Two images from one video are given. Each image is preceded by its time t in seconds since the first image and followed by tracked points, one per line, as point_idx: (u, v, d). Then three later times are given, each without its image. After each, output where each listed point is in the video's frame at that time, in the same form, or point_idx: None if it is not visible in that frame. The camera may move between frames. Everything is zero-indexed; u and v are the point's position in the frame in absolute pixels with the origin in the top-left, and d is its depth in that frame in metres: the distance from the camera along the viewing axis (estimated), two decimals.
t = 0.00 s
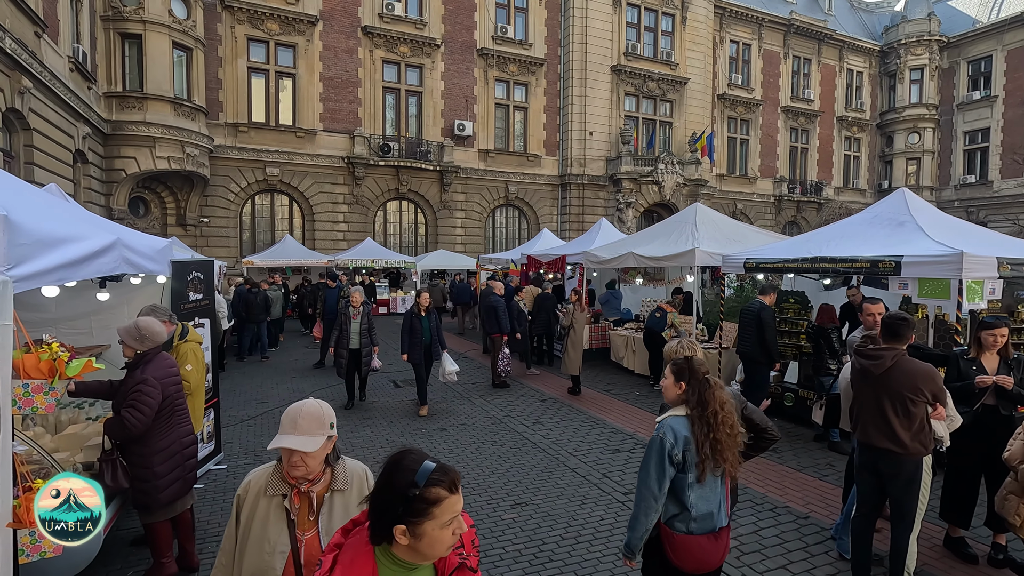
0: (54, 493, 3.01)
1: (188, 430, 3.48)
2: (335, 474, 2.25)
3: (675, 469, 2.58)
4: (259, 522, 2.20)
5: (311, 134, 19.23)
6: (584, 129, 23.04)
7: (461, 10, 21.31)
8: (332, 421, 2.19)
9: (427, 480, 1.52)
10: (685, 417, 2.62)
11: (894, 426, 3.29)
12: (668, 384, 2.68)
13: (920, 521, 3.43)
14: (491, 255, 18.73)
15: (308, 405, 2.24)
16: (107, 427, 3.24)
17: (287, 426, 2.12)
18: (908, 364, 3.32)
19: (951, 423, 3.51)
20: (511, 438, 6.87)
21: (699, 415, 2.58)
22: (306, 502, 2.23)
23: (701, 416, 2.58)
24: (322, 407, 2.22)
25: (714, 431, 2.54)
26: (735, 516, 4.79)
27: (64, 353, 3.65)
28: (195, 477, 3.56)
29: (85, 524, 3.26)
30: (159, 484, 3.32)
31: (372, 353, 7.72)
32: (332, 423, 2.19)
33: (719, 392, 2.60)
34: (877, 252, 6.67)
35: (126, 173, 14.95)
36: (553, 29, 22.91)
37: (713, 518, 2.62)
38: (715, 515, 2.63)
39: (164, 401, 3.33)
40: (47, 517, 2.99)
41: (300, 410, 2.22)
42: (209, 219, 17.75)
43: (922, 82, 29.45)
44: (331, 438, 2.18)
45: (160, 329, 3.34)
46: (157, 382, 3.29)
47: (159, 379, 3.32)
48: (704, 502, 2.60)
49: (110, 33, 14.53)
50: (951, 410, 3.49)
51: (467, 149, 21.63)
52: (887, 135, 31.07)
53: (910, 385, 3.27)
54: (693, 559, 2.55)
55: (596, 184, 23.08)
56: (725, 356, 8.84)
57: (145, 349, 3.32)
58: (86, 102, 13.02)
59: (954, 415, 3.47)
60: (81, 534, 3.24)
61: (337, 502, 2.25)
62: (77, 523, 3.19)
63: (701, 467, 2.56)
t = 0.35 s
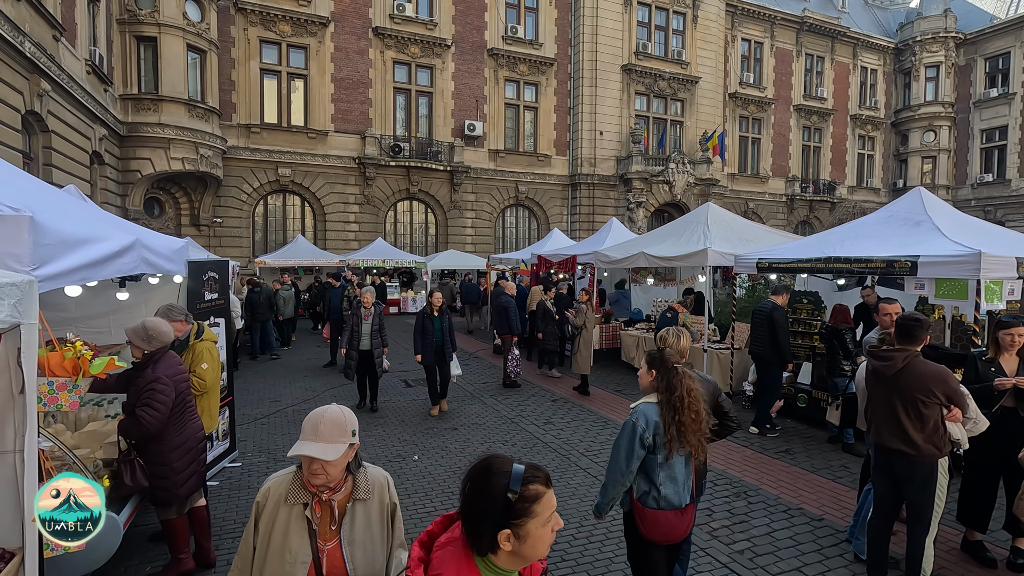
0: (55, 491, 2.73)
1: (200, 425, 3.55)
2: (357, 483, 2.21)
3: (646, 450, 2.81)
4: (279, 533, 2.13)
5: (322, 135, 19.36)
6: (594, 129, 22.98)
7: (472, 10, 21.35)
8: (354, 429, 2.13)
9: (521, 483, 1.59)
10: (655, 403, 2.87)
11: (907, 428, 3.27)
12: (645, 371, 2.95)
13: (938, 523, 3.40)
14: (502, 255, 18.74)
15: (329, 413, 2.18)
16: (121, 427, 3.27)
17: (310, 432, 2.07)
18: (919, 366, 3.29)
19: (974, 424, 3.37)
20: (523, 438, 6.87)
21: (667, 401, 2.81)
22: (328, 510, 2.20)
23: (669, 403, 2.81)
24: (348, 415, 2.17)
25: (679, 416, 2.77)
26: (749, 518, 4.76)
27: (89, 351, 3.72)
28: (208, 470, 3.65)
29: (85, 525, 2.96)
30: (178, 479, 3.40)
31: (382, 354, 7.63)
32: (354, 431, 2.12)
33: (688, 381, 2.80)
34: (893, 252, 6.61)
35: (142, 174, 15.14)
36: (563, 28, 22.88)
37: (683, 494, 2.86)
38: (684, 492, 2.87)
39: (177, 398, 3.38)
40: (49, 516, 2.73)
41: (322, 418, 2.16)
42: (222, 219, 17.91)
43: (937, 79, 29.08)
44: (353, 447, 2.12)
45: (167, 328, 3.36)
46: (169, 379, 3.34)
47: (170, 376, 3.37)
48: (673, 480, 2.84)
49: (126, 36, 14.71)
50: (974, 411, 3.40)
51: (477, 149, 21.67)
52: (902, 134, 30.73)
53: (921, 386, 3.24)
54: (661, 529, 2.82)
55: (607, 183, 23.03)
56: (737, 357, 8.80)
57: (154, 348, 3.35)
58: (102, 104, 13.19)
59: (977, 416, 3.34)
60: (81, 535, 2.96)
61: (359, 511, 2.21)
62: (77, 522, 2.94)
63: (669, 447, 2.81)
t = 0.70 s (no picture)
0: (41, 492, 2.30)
1: (215, 423, 3.58)
2: (358, 491, 2.14)
3: (635, 426, 3.13)
4: (283, 546, 2.04)
5: (334, 136, 19.47)
6: (605, 129, 22.91)
7: (482, 11, 21.38)
8: (349, 437, 2.04)
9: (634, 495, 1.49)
10: (644, 385, 3.20)
11: (923, 431, 3.23)
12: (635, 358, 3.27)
13: (956, 527, 3.36)
14: (512, 255, 18.74)
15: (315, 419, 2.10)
16: (138, 426, 3.32)
17: (300, 441, 2.01)
18: (936, 367, 3.26)
19: (992, 426, 3.37)
20: (534, 438, 6.88)
21: (656, 382, 3.15)
22: (330, 521, 2.11)
23: (658, 384, 3.15)
24: (340, 420, 2.11)
25: (666, 395, 3.12)
26: (763, 520, 4.73)
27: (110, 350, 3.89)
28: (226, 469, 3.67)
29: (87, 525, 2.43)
30: (194, 477, 3.42)
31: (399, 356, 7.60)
32: (349, 438, 2.04)
33: (674, 366, 3.14)
34: (910, 253, 6.53)
35: (157, 175, 15.32)
36: (573, 28, 22.84)
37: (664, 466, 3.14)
38: (666, 465, 3.15)
39: (191, 397, 3.42)
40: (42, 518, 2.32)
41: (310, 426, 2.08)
42: (234, 220, 18.08)
43: (954, 77, 28.70)
44: (347, 454, 2.04)
45: (179, 328, 3.41)
46: (182, 377, 3.38)
47: (184, 374, 3.41)
48: (657, 453, 3.14)
49: (141, 39, 14.90)
50: (992, 413, 3.35)
51: (488, 149, 21.70)
52: (917, 132, 30.38)
53: (939, 388, 3.21)
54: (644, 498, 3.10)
55: (617, 183, 22.96)
56: (750, 358, 8.75)
57: (168, 348, 3.41)
58: (118, 107, 13.35)
59: (996, 418, 3.32)
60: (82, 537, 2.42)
61: (363, 517, 2.16)
62: (77, 523, 2.41)
63: (656, 423, 3.12)
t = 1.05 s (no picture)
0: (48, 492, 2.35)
1: (229, 422, 3.61)
2: (360, 500, 2.06)
3: (615, 414, 3.33)
4: (282, 556, 1.99)
5: (344, 137, 19.58)
6: (615, 129, 22.85)
7: (492, 12, 21.43)
8: (346, 445, 1.97)
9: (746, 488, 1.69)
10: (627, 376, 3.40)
11: (943, 434, 3.18)
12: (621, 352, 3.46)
13: (974, 532, 3.31)
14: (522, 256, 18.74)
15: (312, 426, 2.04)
16: (154, 424, 3.36)
17: (295, 449, 1.95)
18: (956, 369, 3.22)
19: (1008, 430, 3.34)
20: (545, 438, 6.87)
21: (637, 374, 3.33)
22: (329, 532, 2.04)
23: (638, 376, 3.33)
24: (342, 427, 2.04)
25: (645, 385, 3.30)
26: (776, 523, 4.69)
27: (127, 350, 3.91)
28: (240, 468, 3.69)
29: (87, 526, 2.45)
30: (208, 476, 3.45)
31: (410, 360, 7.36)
32: (346, 447, 1.97)
33: (657, 359, 3.30)
34: (925, 253, 6.46)
35: (170, 177, 15.47)
36: (583, 29, 22.81)
37: (644, 454, 3.34)
38: (646, 453, 3.34)
39: (206, 396, 3.45)
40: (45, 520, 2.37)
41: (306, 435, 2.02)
42: (246, 221, 18.24)
43: (970, 75, 28.37)
44: (344, 464, 1.97)
45: (194, 328, 3.44)
46: (197, 377, 3.41)
47: (198, 374, 3.44)
48: (639, 441, 3.33)
49: (156, 43, 15.06)
50: (1008, 416, 3.32)
51: (497, 150, 21.73)
52: (932, 131, 30.09)
53: (959, 390, 3.16)
54: (620, 480, 3.33)
55: (627, 184, 22.88)
56: (762, 360, 8.70)
57: (184, 348, 3.43)
58: (133, 110, 13.51)
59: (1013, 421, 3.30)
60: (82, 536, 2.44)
61: (365, 527, 2.08)
62: (77, 522, 2.42)
63: (636, 412, 3.30)
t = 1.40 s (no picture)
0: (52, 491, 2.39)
1: (242, 422, 3.64)
2: (383, 511, 2.03)
3: (587, 403, 3.57)
4: (303, 567, 1.96)
5: (355, 139, 19.70)
6: (624, 130, 22.80)
7: (502, 13, 21.47)
8: (368, 456, 1.93)
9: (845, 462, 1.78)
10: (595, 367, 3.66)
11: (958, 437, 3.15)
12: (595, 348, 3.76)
13: (991, 537, 3.27)
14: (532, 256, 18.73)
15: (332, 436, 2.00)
16: (169, 424, 3.40)
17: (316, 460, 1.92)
18: (969, 371, 3.18)
19: None
20: (555, 440, 6.87)
21: (599, 364, 3.57)
22: (351, 544, 2.00)
23: (600, 366, 3.56)
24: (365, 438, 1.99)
25: (604, 373, 3.51)
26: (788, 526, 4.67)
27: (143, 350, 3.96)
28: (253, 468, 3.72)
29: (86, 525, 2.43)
30: (222, 475, 3.49)
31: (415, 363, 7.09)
32: (368, 458, 1.92)
33: (616, 352, 3.47)
34: (940, 254, 6.38)
35: (183, 179, 15.63)
36: (593, 29, 22.79)
37: (611, 435, 3.51)
38: (615, 435, 3.52)
39: (221, 396, 3.49)
40: (46, 517, 2.39)
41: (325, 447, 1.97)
42: (258, 222, 18.40)
43: (986, 73, 28.05)
44: (366, 475, 1.93)
45: (209, 328, 3.48)
46: (212, 378, 3.44)
47: (213, 375, 3.47)
48: (608, 425, 3.52)
49: (170, 46, 15.23)
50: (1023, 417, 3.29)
51: (507, 151, 21.76)
52: (947, 131, 29.75)
53: (974, 392, 3.13)
54: (590, 462, 3.52)
55: (637, 184, 22.82)
56: (773, 362, 8.64)
57: (199, 348, 3.47)
58: (148, 112, 13.66)
59: None
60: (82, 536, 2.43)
61: (389, 539, 2.04)
62: (77, 522, 2.42)
63: (605, 401, 3.50)
